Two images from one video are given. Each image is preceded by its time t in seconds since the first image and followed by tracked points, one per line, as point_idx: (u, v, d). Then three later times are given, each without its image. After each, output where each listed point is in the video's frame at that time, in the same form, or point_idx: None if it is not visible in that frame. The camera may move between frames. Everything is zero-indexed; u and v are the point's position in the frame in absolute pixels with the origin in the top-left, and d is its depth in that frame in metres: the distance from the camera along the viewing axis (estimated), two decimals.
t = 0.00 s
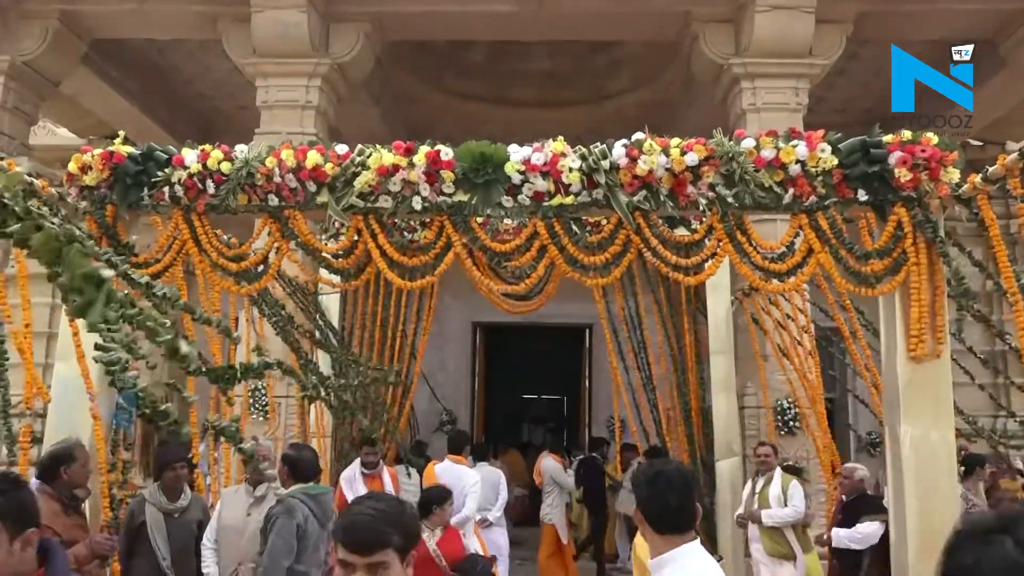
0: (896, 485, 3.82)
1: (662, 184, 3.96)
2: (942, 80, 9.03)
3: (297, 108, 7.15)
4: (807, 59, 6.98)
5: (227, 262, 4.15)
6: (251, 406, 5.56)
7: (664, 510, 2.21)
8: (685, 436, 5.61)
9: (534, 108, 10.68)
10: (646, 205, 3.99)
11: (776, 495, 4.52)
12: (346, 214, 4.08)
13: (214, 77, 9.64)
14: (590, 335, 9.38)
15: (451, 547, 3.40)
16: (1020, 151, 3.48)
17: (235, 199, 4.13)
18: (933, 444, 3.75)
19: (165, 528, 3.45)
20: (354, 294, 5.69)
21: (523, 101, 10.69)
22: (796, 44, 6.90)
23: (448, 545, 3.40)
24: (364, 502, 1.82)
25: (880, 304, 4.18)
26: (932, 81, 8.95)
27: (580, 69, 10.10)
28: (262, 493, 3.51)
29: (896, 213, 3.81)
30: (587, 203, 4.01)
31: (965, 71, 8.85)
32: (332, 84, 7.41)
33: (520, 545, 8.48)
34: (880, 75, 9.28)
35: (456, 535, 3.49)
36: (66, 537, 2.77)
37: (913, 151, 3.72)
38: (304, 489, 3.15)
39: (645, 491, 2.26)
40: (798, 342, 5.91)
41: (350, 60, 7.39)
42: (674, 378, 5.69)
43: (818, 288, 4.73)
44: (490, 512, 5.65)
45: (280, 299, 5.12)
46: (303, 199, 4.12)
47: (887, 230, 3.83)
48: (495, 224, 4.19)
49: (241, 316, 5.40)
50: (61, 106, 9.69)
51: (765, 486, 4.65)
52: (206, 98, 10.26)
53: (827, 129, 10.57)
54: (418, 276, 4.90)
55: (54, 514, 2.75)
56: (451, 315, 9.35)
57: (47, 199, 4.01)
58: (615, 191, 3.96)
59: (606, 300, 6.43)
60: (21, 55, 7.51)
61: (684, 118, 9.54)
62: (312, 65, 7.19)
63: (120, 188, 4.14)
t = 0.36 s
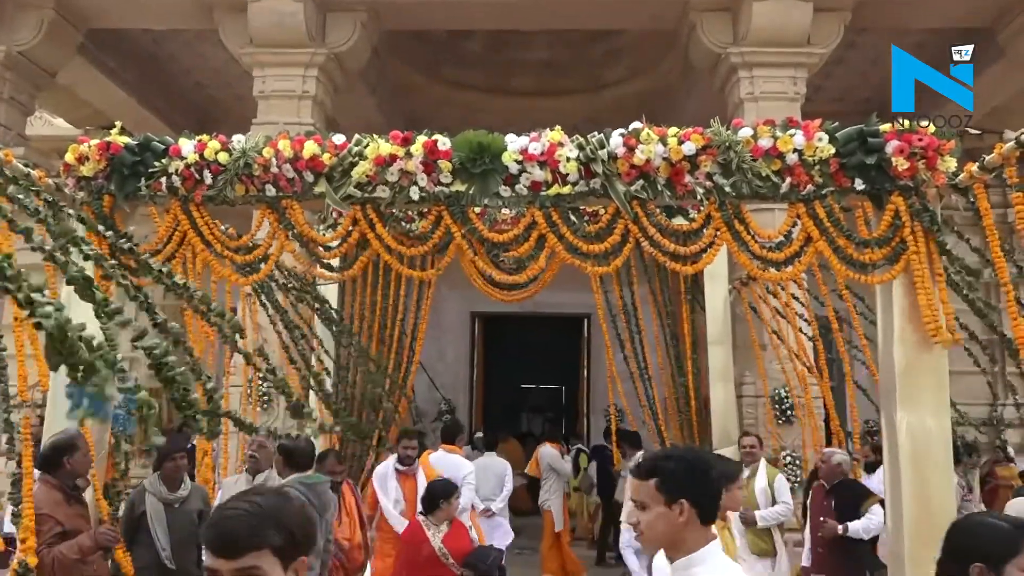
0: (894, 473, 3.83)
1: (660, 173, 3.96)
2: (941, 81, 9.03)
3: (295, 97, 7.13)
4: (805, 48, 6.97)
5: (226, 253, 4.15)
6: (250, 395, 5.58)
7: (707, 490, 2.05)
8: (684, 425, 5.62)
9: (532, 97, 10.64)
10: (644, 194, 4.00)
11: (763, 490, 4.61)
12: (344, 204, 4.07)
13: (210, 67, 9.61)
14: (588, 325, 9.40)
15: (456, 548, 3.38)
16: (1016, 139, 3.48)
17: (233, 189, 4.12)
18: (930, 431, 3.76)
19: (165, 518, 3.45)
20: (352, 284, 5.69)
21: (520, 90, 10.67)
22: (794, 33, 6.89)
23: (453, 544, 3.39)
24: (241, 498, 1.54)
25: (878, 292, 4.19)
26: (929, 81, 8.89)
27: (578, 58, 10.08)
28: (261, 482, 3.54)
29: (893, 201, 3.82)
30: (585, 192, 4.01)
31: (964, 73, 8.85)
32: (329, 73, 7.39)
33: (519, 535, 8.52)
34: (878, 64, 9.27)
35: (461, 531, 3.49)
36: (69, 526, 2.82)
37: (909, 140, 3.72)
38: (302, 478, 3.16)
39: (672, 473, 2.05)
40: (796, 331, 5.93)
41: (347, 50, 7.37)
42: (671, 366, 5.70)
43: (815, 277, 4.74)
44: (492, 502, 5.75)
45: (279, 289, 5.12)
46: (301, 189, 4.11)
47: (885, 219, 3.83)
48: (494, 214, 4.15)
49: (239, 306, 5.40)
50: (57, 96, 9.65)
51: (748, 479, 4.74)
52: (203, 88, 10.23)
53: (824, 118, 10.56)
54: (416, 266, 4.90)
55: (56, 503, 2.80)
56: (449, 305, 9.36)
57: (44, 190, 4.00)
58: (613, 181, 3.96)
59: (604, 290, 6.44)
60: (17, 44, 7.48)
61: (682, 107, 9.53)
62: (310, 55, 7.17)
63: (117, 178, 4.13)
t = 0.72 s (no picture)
0: (892, 466, 3.84)
1: (659, 166, 3.96)
2: (942, 80, 8.85)
3: (294, 89, 7.11)
4: (805, 39, 6.94)
5: (225, 246, 4.14)
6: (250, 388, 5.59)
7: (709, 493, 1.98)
8: (683, 417, 5.63)
9: (532, 89, 10.62)
10: (644, 186, 3.99)
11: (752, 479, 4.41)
12: (343, 196, 4.07)
13: (209, 59, 9.59)
14: (587, 317, 9.41)
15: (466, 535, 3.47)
16: (1015, 132, 3.48)
17: (232, 182, 4.11)
18: (929, 422, 3.77)
19: (166, 510, 3.45)
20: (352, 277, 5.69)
21: (520, 82, 10.65)
22: (794, 24, 6.87)
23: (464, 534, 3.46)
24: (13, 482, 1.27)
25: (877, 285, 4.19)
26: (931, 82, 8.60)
27: (578, 49, 10.06)
28: (268, 475, 3.41)
29: (893, 193, 3.81)
30: (585, 184, 4.00)
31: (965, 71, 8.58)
32: (328, 65, 7.37)
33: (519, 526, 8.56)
34: (878, 55, 9.25)
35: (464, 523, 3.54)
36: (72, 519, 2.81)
37: (909, 132, 3.72)
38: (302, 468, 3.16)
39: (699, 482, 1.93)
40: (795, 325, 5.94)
41: (346, 42, 7.33)
42: (670, 358, 5.71)
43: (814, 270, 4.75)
44: (496, 496, 5.75)
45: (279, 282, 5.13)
46: (301, 181, 4.12)
47: (884, 211, 3.83)
48: (493, 206, 4.14)
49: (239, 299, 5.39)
50: (56, 88, 9.64)
51: (740, 470, 4.51)
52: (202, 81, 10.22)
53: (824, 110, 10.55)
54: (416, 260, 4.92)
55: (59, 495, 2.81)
56: (449, 297, 9.36)
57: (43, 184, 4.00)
58: (612, 173, 3.96)
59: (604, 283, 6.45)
60: (15, 37, 7.46)
61: (682, 99, 9.52)
62: (309, 46, 7.14)
63: (116, 171, 4.12)
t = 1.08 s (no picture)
0: (895, 461, 3.85)
1: (661, 159, 3.96)
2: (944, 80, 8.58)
3: (295, 83, 7.11)
4: (807, 32, 6.92)
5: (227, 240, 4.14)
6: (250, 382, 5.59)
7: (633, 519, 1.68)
8: (685, 410, 5.65)
9: (533, 83, 10.61)
10: (645, 179, 3.99)
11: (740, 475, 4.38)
12: (344, 190, 4.07)
13: (210, 53, 9.57)
14: (589, 311, 9.41)
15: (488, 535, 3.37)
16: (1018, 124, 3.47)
17: (234, 175, 4.11)
18: (931, 416, 3.77)
19: (168, 503, 3.45)
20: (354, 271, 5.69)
21: (522, 76, 10.63)
22: (796, 17, 6.85)
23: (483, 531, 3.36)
24: None
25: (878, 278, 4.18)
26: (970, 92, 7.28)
27: (580, 43, 10.04)
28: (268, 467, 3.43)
29: (895, 186, 3.80)
30: (586, 178, 4.00)
31: (966, 72, 8.21)
32: (329, 59, 7.36)
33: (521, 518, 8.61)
34: (880, 48, 9.24)
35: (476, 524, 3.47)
36: (75, 511, 2.79)
37: (911, 125, 3.72)
38: (306, 462, 3.17)
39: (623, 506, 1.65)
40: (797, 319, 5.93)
41: (347, 35, 7.32)
42: (669, 351, 5.72)
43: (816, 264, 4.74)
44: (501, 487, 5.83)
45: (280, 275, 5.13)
46: (302, 175, 4.11)
47: (887, 204, 3.82)
48: (495, 200, 4.14)
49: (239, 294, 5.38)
50: (57, 82, 9.63)
51: (723, 467, 4.44)
52: (203, 74, 10.21)
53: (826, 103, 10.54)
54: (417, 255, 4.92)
55: (64, 489, 2.78)
56: (450, 291, 9.35)
57: (44, 177, 3.99)
58: (614, 167, 3.96)
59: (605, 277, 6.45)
60: (16, 30, 7.45)
61: (683, 92, 9.51)
62: (310, 40, 7.13)
63: (117, 164, 4.12)
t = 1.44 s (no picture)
0: (895, 457, 3.84)
1: (663, 152, 3.95)
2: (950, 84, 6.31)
3: (296, 76, 7.09)
4: (809, 25, 6.90)
5: (227, 232, 4.14)
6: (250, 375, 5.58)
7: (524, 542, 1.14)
8: (685, 403, 5.66)
9: (535, 75, 10.58)
10: (647, 172, 3.97)
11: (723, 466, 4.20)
12: (345, 182, 4.06)
13: (210, 45, 9.55)
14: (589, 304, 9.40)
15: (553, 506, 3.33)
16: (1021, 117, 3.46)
17: (234, 168, 4.11)
18: (931, 410, 3.77)
19: (169, 495, 3.44)
20: (355, 263, 5.68)
21: (523, 68, 10.61)
22: (798, 10, 6.82)
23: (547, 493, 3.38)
24: None
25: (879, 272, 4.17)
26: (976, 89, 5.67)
27: (581, 35, 10.01)
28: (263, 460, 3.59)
29: (897, 179, 3.79)
30: (587, 170, 3.99)
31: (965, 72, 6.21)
32: (330, 51, 7.33)
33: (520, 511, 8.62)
34: (882, 40, 9.21)
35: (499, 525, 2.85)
36: (75, 503, 2.80)
37: (914, 118, 3.70)
38: (309, 455, 3.18)
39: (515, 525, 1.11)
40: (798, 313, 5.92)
41: (348, 28, 7.29)
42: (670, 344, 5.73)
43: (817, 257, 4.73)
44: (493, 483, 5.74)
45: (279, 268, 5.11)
46: (302, 168, 4.10)
47: (889, 197, 3.81)
48: (496, 193, 4.13)
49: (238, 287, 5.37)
50: (58, 75, 9.61)
51: (705, 457, 4.29)
52: (204, 67, 10.19)
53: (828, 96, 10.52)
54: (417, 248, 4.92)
55: (63, 481, 2.77)
56: (450, 284, 9.34)
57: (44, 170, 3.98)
58: (615, 159, 3.95)
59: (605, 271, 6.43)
60: (16, 22, 7.44)
61: (685, 85, 9.48)
62: (310, 32, 7.11)
63: (117, 157, 4.11)
